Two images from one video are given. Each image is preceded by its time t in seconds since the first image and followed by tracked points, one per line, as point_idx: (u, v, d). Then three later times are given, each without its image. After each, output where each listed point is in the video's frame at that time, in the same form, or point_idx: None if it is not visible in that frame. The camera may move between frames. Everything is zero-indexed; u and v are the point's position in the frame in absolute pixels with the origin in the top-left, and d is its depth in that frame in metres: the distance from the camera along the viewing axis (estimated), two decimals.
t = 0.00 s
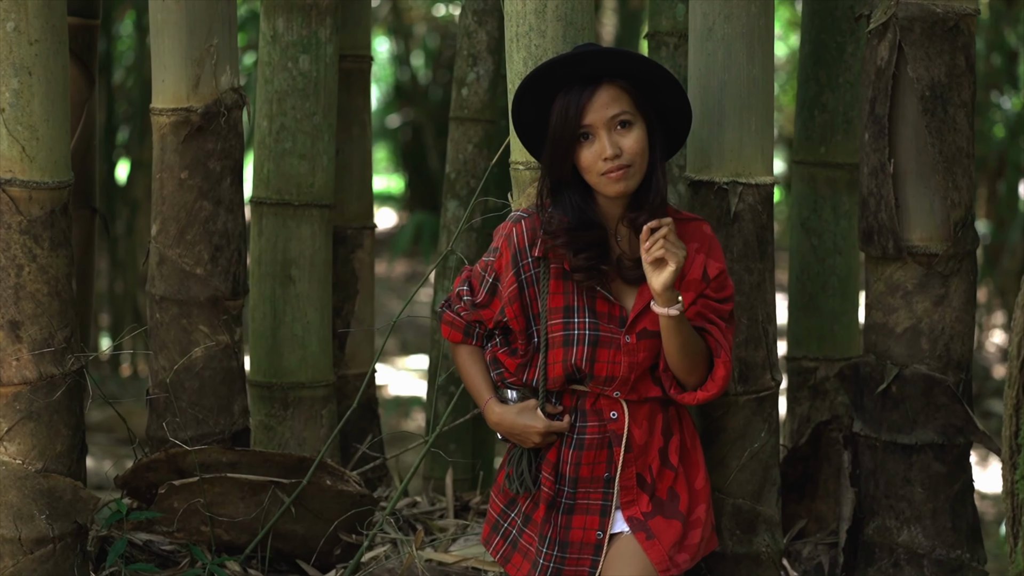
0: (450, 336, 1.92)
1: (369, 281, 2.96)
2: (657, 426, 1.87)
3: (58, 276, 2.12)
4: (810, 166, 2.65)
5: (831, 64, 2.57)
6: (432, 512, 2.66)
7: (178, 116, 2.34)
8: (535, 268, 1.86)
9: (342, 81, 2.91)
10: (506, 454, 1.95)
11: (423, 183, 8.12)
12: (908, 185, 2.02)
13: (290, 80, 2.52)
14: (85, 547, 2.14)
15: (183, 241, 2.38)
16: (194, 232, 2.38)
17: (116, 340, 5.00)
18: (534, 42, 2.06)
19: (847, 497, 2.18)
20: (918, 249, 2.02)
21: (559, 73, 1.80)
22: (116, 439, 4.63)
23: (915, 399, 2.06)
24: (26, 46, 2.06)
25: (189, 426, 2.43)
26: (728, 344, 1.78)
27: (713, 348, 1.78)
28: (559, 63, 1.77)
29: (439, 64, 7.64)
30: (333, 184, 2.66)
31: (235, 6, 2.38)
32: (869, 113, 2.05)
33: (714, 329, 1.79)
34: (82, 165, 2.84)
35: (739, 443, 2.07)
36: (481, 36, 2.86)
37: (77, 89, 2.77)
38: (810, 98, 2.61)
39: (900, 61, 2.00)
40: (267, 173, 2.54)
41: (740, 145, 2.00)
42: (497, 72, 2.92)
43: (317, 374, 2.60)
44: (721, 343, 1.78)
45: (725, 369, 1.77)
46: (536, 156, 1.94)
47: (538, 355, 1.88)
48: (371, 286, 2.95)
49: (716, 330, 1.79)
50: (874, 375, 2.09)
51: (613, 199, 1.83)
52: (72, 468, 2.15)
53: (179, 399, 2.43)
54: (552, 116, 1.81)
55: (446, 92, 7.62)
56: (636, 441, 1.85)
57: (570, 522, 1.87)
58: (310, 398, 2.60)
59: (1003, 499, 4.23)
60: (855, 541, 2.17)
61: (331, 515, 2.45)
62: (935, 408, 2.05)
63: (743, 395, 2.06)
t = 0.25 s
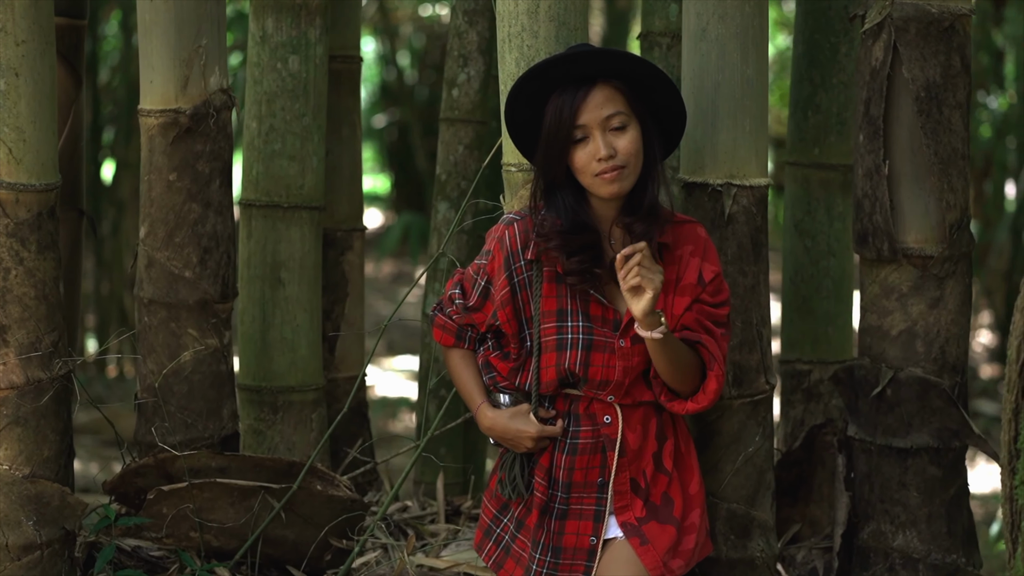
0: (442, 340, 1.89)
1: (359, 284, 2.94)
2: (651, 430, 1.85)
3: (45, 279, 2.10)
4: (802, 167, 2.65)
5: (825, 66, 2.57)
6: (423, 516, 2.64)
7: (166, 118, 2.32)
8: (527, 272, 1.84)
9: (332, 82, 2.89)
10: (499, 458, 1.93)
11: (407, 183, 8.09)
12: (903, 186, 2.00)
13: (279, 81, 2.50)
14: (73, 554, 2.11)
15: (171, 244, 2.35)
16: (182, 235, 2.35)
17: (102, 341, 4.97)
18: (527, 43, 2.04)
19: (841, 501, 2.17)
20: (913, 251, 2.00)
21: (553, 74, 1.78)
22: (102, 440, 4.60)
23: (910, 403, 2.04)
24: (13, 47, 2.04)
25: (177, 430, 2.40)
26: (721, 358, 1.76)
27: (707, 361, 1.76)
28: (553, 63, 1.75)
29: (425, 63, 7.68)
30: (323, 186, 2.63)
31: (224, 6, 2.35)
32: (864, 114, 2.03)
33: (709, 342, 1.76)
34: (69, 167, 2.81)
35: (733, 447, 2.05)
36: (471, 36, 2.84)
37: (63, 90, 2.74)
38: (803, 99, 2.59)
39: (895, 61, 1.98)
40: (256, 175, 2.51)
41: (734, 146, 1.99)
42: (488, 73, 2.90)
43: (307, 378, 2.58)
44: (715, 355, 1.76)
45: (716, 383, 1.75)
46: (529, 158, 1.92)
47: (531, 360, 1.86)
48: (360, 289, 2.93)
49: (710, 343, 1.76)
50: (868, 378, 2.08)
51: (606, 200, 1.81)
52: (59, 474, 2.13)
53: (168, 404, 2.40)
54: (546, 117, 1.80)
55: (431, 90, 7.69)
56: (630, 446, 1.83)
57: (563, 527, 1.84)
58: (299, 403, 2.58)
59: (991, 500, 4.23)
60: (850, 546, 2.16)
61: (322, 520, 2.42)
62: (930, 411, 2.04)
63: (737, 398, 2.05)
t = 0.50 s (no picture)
0: (431, 344, 1.86)
1: (345, 286, 2.91)
2: (641, 434, 1.83)
3: (28, 282, 2.07)
4: (793, 167, 2.62)
5: (816, 66, 2.55)
6: (410, 521, 2.61)
7: (150, 119, 2.29)
8: (517, 274, 1.81)
9: (318, 83, 2.86)
10: (488, 463, 1.90)
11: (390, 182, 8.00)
12: (895, 187, 1.98)
13: (265, 81, 2.47)
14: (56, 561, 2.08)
15: (155, 246, 2.32)
16: (167, 237, 2.32)
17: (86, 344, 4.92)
18: (516, 42, 2.01)
19: (832, 505, 2.15)
20: (905, 253, 1.99)
21: (544, 74, 1.76)
22: (85, 443, 4.56)
23: (902, 406, 2.02)
24: None
25: (162, 435, 2.37)
26: (708, 381, 1.72)
27: (694, 382, 1.73)
28: (544, 63, 1.73)
29: (407, 63, 7.69)
30: (309, 188, 2.61)
31: (209, 5, 2.32)
32: (855, 114, 2.02)
33: (698, 365, 1.72)
34: (51, 169, 2.77)
35: (725, 451, 2.03)
36: (458, 36, 2.82)
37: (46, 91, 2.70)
38: (794, 99, 2.58)
39: (887, 61, 1.96)
40: (241, 177, 2.48)
41: (725, 147, 1.97)
42: (475, 73, 2.87)
43: (293, 382, 2.55)
44: (702, 379, 1.73)
45: (700, 405, 1.73)
46: (518, 159, 1.90)
47: (520, 364, 1.83)
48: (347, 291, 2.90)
49: (699, 366, 1.72)
50: (860, 380, 2.06)
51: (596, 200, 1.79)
52: (43, 480, 2.10)
53: (152, 408, 2.37)
54: (536, 118, 1.77)
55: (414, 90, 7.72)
56: (621, 450, 1.81)
57: (552, 532, 1.82)
58: (285, 406, 2.55)
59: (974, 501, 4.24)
60: (841, 550, 2.14)
61: (308, 526, 2.39)
62: (922, 414, 2.02)
63: (728, 401, 2.03)
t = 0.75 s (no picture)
0: (419, 347, 1.83)
1: (332, 288, 2.89)
2: (632, 437, 1.82)
3: (12, 284, 2.05)
4: (783, 168, 2.61)
5: (806, 66, 2.54)
6: (398, 525, 2.59)
7: (135, 119, 2.26)
8: (506, 277, 1.78)
9: (304, 83, 2.84)
10: (478, 467, 1.88)
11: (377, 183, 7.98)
12: (887, 188, 1.97)
13: (251, 82, 2.44)
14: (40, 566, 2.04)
15: (141, 248, 2.29)
16: (152, 239, 2.29)
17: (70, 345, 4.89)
18: (505, 42, 1.99)
19: (824, 509, 2.13)
20: (897, 254, 1.97)
21: (534, 73, 1.74)
22: (69, 445, 4.52)
23: (895, 408, 2.01)
24: None
25: (148, 439, 2.34)
26: (700, 396, 1.70)
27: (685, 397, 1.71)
28: (534, 62, 1.71)
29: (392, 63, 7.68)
30: (296, 188, 2.58)
31: (194, 5, 2.30)
32: (847, 114, 2.00)
33: (691, 382, 1.69)
34: (34, 170, 2.74)
35: (716, 455, 2.01)
36: (446, 36, 2.79)
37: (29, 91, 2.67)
38: (784, 99, 2.56)
39: (879, 61, 1.95)
40: (227, 178, 2.46)
41: (717, 147, 1.95)
42: (463, 73, 2.85)
43: (280, 385, 2.52)
44: (694, 395, 1.70)
45: (690, 420, 1.71)
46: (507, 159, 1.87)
47: (509, 367, 1.80)
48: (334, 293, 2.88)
49: (693, 384, 1.69)
50: (852, 383, 2.04)
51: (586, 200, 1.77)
52: (27, 485, 2.09)
53: (138, 412, 2.34)
54: (526, 117, 1.75)
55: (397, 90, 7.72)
56: (611, 454, 1.79)
57: (543, 537, 1.79)
58: (272, 409, 2.53)
59: (960, 501, 4.24)
60: (834, 554, 2.12)
61: (296, 531, 2.37)
62: (915, 417, 2.00)
63: (719, 404, 2.01)
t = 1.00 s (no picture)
0: (407, 350, 1.81)
1: (319, 290, 2.86)
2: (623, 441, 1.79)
3: None
4: (774, 168, 2.59)
5: (796, 66, 2.53)
6: (386, 529, 2.56)
7: (120, 120, 2.23)
8: (494, 279, 1.76)
9: (291, 83, 2.81)
10: (467, 470, 1.85)
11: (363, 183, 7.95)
12: (879, 188, 1.96)
13: (237, 82, 2.42)
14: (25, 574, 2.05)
15: (126, 250, 2.26)
16: (138, 241, 2.26)
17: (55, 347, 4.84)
18: (493, 41, 1.97)
19: (816, 512, 2.12)
20: (889, 255, 1.96)
21: (524, 72, 1.72)
22: (53, 447, 4.48)
23: (887, 410, 1.99)
24: None
25: (133, 443, 2.32)
26: (692, 401, 1.70)
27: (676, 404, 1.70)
28: (525, 60, 1.69)
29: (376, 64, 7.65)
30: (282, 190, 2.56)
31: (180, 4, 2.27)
32: (839, 114, 1.99)
33: (685, 387, 1.69)
34: (18, 171, 2.71)
35: (707, 457, 2.00)
36: (434, 35, 2.76)
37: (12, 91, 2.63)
38: (774, 99, 2.55)
39: (870, 60, 1.94)
40: (213, 179, 2.43)
41: (708, 147, 1.93)
42: (451, 73, 2.82)
43: (267, 388, 2.50)
44: (686, 400, 1.70)
45: (680, 425, 1.71)
46: (496, 159, 1.85)
47: (498, 370, 1.78)
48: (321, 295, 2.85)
49: (687, 389, 1.69)
50: (844, 385, 2.03)
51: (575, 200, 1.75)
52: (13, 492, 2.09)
53: (123, 415, 2.32)
54: (516, 117, 1.73)
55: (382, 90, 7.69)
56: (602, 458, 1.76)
57: (532, 542, 1.77)
58: (258, 412, 2.50)
59: (949, 502, 4.23)
60: (825, 557, 2.11)
61: (283, 536, 2.34)
62: (908, 419, 1.98)
63: (710, 407, 1.99)
